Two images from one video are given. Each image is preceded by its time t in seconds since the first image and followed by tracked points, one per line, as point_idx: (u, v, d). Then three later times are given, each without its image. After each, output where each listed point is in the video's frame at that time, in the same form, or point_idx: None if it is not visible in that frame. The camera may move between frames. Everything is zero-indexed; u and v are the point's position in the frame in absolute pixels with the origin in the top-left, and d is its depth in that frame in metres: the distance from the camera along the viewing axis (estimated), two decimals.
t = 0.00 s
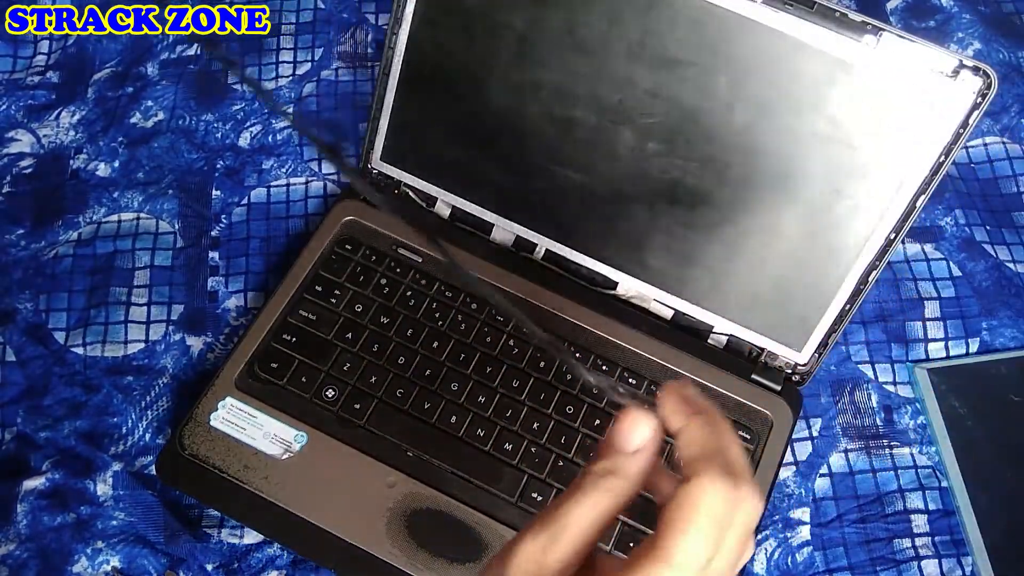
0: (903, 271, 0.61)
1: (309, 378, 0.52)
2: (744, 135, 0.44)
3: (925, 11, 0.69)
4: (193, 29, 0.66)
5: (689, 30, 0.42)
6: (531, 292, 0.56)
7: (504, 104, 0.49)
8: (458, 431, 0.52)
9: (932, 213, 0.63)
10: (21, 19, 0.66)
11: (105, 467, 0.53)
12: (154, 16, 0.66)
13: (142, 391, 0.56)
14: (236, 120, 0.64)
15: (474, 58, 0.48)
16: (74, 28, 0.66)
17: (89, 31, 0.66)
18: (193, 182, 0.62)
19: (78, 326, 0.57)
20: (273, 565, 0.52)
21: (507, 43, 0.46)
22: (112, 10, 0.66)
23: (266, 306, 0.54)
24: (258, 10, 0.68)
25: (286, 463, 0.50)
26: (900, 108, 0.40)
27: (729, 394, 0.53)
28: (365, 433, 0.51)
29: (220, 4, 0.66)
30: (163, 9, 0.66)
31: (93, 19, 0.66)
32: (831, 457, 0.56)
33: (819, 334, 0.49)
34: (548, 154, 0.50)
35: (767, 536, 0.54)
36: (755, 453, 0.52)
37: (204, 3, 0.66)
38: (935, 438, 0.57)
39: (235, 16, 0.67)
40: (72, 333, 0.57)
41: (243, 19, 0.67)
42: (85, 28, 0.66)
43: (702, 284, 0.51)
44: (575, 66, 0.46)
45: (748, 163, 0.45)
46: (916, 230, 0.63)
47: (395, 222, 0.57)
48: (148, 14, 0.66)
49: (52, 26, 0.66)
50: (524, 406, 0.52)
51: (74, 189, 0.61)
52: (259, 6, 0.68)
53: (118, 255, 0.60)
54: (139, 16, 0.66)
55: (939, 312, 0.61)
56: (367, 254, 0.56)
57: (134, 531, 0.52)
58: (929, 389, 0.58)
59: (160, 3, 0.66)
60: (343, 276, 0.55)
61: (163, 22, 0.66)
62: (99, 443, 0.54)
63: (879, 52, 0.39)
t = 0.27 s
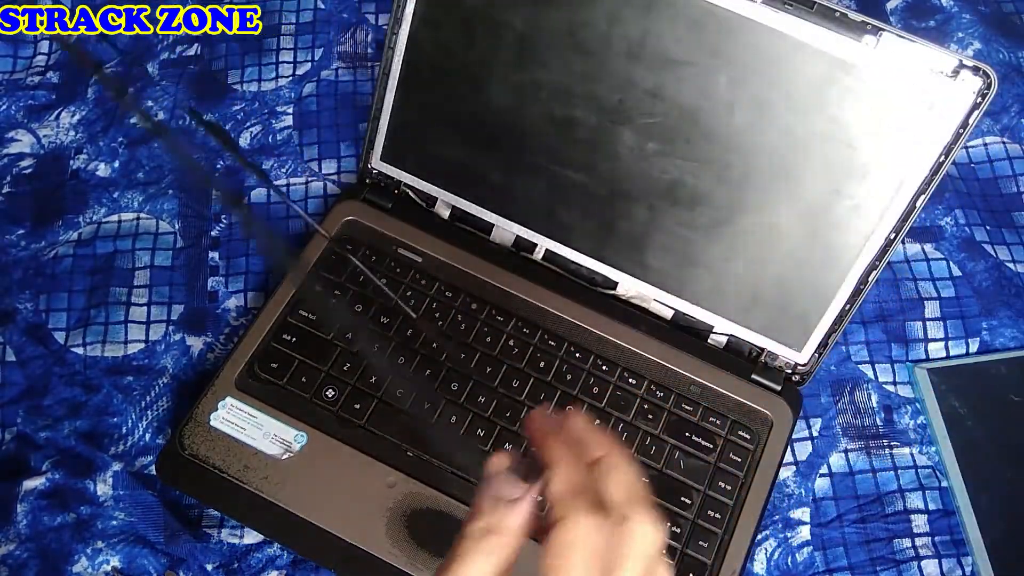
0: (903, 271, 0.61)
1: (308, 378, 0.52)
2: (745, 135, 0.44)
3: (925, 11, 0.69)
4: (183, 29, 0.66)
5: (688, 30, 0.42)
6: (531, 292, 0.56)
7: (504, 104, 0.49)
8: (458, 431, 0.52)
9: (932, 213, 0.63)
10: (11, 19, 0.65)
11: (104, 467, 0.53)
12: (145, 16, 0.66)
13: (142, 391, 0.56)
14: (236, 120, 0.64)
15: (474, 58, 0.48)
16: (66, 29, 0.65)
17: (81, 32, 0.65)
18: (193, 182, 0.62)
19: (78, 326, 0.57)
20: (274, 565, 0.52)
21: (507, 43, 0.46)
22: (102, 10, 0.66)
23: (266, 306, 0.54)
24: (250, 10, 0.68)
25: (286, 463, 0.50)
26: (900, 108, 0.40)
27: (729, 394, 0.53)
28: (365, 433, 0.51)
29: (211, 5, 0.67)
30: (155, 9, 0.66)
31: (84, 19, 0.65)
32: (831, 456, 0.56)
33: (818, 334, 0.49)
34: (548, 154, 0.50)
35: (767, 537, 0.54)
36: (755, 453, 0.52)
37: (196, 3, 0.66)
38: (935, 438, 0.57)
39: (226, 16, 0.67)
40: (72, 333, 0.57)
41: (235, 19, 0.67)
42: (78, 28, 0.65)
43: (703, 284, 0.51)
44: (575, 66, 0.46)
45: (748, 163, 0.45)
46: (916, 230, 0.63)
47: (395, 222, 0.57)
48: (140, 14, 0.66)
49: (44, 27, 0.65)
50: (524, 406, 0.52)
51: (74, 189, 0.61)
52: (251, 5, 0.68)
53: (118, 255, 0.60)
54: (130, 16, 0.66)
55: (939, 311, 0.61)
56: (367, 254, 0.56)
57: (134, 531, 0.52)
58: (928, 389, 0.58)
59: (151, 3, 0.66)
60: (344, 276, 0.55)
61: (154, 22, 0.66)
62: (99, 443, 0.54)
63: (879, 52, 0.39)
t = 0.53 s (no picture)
0: (902, 271, 0.61)
1: (308, 377, 0.52)
2: (745, 135, 0.44)
3: (925, 11, 0.69)
4: (175, 29, 0.66)
5: (689, 30, 0.42)
6: (531, 292, 0.56)
7: (504, 104, 0.49)
8: (458, 431, 0.52)
9: (931, 213, 0.63)
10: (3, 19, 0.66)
11: (105, 467, 0.53)
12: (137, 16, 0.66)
13: (142, 391, 0.56)
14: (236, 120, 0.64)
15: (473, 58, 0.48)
16: (58, 29, 0.66)
17: (73, 31, 0.66)
18: (193, 182, 0.62)
19: (78, 326, 0.57)
20: (274, 565, 0.52)
21: (507, 43, 0.46)
22: (95, 10, 0.66)
23: (266, 306, 0.54)
24: (241, 9, 0.68)
25: (286, 463, 0.50)
26: (901, 107, 0.40)
27: (729, 394, 0.53)
28: (365, 433, 0.51)
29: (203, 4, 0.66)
30: (147, 8, 0.66)
31: (76, 19, 0.66)
32: (831, 456, 0.56)
33: (818, 334, 0.49)
34: (548, 154, 0.50)
35: (767, 537, 0.54)
36: (755, 453, 0.52)
37: (188, 3, 0.65)
38: (935, 438, 0.57)
39: (217, 17, 0.67)
40: (72, 333, 0.57)
41: (225, 18, 0.67)
42: (69, 28, 0.66)
43: (703, 284, 0.51)
44: (575, 66, 0.46)
45: (748, 164, 0.45)
46: (916, 230, 0.63)
47: (396, 222, 0.57)
48: (131, 14, 0.66)
49: (36, 26, 0.66)
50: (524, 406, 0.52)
51: (74, 189, 0.61)
52: (241, 5, 0.68)
53: (118, 255, 0.60)
54: (122, 16, 0.66)
55: (939, 311, 0.61)
56: (367, 254, 0.56)
57: (134, 531, 0.52)
58: (927, 389, 0.58)
59: (143, 3, 0.66)
60: (344, 276, 0.55)
61: (146, 22, 0.66)
62: (99, 443, 0.54)
63: (879, 52, 0.39)
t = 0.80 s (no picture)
0: (902, 271, 0.61)
1: (308, 377, 0.52)
2: (745, 135, 0.44)
3: (925, 11, 0.69)
4: (167, 29, 0.66)
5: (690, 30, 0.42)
6: (531, 292, 0.56)
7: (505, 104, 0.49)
8: (458, 431, 0.52)
9: (932, 213, 0.63)
10: None
11: (105, 467, 0.53)
12: (128, 16, 0.66)
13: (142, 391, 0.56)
14: (236, 120, 0.64)
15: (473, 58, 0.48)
16: (49, 29, 0.66)
17: (64, 31, 0.66)
18: (193, 182, 0.62)
19: (78, 326, 0.57)
20: (274, 565, 0.52)
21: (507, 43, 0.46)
22: (86, 11, 0.67)
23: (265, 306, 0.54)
24: (233, 10, 0.68)
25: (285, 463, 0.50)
26: (901, 107, 0.40)
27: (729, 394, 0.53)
28: (364, 433, 0.51)
29: (195, 4, 0.67)
30: (138, 9, 0.67)
31: (67, 19, 0.66)
32: (831, 457, 0.56)
33: (818, 334, 0.49)
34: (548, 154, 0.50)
35: (767, 537, 0.54)
36: (756, 453, 0.52)
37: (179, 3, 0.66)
38: (935, 438, 0.57)
39: (209, 17, 0.67)
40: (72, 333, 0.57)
41: (218, 19, 0.67)
42: (61, 28, 0.66)
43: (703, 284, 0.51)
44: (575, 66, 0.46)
45: (748, 164, 0.45)
46: (916, 230, 0.63)
47: (396, 222, 0.57)
48: (123, 14, 0.66)
49: (28, 26, 0.66)
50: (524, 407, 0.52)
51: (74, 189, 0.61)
52: (234, 6, 0.68)
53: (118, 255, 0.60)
54: (113, 16, 0.66)
55: (939, 311, 0.61)
56: (367, 254, 0.56)
57: (134, 531, 0.52)
58: (927, 389, 0.58)
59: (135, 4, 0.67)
60: (344, 276, 0.55)
61: (137, 22, 0.66)
62: (99, 443, 0.54)
63: (879, 53, 0.39)
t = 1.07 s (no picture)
0: (902, 271, 0.61)
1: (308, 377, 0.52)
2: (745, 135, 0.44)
3: (925, 11, 0.69)
4: (159, 29, 0.66)
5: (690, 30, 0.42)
6: (531, 292, 0.56)
7: (505, 104, 0.49)
8: (458, 431, 0.52)
9: (932, 213, 0.63)
10: None
11: (105, 467, 0.53)
12: (121, 16, 0.66)
13: (142, 391, 0.56)
14: (236, 120, 0.64)
15: (473, 58, 0.48)
16: (42, 29, 0.65)
17: (57, 32, 0.66)
18: (193, 182, 0.62)
19: (78, 326, 0.57)
20: (274, 565, 0.52)
21: (507, 43, 0.46)
22: (78, 10, 0.66)
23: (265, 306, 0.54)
24: (225, 10, 0.68)
25: (285, 463, 0.50)
26: (901, 106, 0.40)
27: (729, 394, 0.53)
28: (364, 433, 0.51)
29: (187, 4, 0.67)
30: (130, 8, 0.66)
31: (60, 19, 0.66)
32: (830, 456, 0.56)
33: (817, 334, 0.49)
34: (548, 154, 0.50)
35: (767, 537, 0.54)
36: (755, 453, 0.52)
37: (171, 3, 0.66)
38: (935, 438, 0.57)
39: (201, 17, 0.67)
40: (72, 333, 0.57)
41: (210, 19, 0.67)
42: (52, 28, 0.66)
43: (703, 283, 0.51)
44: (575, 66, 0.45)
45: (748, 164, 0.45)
46: (916, 230, 0.63)
47: (396, 222, 0.57)
48: (114, 13, 0.66)
49: (18, 26, 0.64)
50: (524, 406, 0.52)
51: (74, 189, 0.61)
52: (226, 6, 0.68)
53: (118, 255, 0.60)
54: (105, 16, 0.66)
55: (939, 311, 0.61)
56: (367, 254, 0.56)
57: (134, 531, 0.52)
58: (927, 389, 0.58)
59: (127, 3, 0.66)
60: (344, 276, 0.55)
61: (129, 22, 0.66)
62: (99, 443, 0.54)
63: (879, 52, 0.40)
